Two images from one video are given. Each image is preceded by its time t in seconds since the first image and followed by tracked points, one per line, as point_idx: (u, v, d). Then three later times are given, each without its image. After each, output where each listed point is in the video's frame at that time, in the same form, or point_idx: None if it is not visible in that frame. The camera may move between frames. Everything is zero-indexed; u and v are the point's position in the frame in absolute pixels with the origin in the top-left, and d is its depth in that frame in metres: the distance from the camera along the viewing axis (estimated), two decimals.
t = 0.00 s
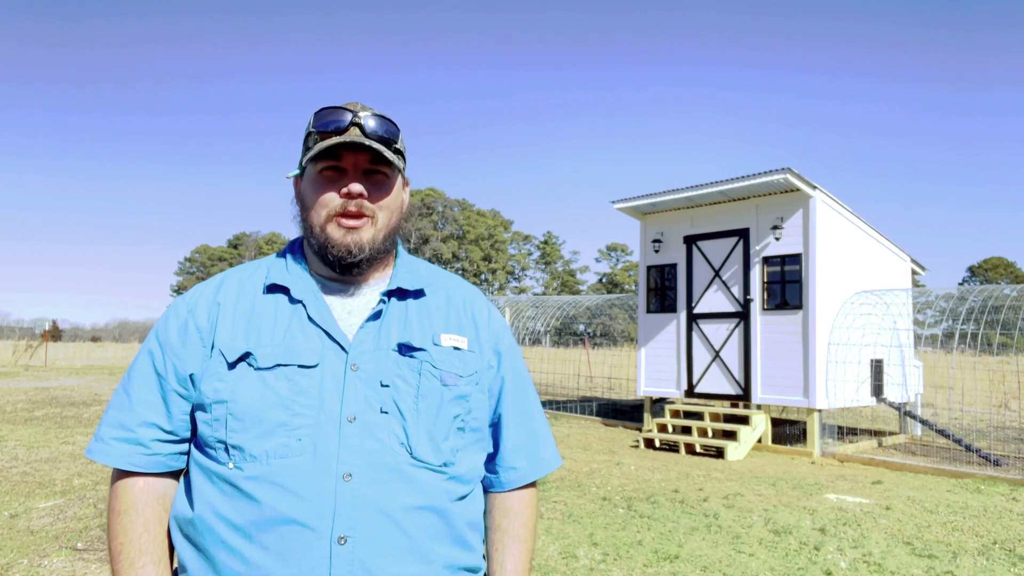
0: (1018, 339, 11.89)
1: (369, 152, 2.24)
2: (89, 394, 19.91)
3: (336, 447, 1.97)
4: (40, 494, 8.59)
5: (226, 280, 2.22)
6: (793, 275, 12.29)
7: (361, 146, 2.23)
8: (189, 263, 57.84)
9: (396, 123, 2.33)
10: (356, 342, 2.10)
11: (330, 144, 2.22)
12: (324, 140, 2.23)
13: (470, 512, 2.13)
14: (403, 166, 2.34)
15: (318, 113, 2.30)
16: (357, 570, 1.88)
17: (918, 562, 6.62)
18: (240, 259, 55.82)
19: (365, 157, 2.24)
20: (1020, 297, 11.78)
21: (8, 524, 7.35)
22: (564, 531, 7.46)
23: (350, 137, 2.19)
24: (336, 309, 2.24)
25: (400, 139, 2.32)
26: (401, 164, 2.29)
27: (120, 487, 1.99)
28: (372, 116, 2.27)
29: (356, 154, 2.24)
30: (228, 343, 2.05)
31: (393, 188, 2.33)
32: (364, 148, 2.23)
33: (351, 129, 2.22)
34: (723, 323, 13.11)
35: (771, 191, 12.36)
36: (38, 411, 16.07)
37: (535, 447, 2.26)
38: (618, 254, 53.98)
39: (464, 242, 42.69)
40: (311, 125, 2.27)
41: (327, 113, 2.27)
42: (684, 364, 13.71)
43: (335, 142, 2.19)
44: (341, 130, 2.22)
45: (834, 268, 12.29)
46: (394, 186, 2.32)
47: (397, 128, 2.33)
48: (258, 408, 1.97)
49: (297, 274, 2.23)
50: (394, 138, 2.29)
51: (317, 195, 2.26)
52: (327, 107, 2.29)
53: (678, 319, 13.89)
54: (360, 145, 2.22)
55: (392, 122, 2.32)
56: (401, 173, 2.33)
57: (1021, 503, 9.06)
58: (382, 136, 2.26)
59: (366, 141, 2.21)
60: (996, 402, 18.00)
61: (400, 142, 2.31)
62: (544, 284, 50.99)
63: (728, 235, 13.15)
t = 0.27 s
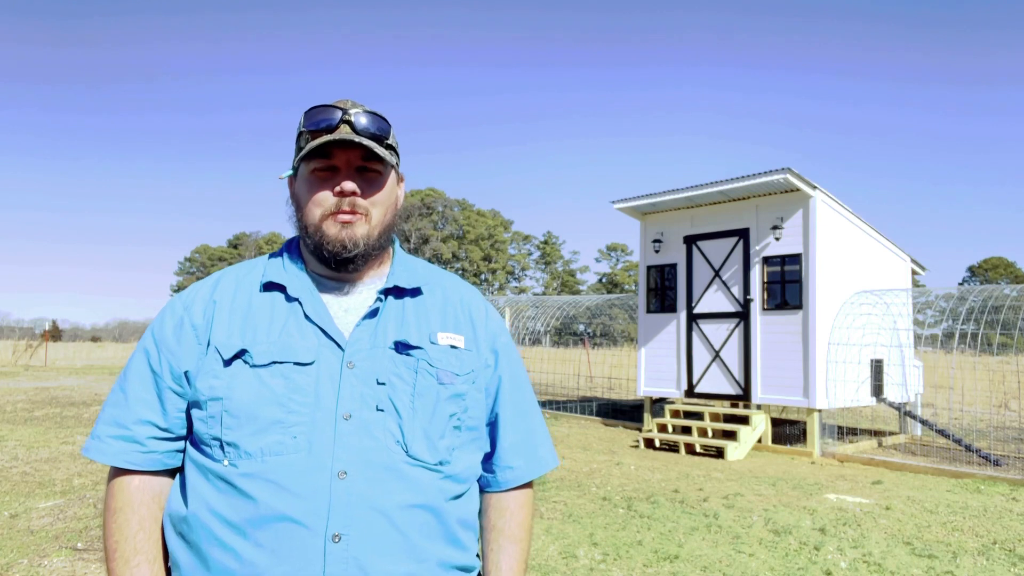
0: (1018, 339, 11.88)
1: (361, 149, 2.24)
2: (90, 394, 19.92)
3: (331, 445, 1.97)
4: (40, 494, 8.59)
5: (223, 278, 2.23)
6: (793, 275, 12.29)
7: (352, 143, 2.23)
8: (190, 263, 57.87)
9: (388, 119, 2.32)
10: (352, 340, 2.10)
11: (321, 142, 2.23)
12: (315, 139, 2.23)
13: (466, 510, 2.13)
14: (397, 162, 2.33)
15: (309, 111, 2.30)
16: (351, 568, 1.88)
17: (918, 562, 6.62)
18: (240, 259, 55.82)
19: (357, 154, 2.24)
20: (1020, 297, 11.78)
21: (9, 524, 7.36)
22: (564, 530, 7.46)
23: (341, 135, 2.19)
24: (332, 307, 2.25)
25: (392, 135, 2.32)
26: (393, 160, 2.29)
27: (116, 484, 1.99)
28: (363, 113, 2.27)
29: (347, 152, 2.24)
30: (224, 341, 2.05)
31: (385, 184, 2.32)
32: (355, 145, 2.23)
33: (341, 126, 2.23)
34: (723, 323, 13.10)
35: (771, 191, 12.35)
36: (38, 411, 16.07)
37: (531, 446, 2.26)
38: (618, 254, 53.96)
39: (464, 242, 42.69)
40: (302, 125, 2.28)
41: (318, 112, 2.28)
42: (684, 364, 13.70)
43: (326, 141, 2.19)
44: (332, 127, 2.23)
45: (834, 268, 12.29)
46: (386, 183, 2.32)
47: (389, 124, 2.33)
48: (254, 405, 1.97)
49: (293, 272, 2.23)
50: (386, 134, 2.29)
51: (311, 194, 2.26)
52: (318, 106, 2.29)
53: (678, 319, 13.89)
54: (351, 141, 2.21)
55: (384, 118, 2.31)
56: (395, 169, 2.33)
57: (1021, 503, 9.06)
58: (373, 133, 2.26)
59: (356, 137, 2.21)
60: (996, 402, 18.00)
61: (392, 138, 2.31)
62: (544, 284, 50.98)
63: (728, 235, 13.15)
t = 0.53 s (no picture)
0: (1018, 339, 11.88)
1: (357, 150, 2.24)
2: (89, 394, 19.91)
3: (333, 445, 1.97)
4: (41, 494, 8.59)
5: (224, 278, 2.23)
6: (793, 275, 12.29)
7: (348, 144, 2.23)
8: (190, 263, 57.87)
9: (384, 118, 2.32)
10: (353, 340, 2.10)
11: (317, 144, 2.22)
12: (311, 140, 2.23)
13: (466, 511, 2.13)
14: (393, 161, 2.33)
15: (304, 114, 2.30)
16: (351, 569, 1.88)
17: (918, 563, 6.62)
18: (240, 259, 55.81)
19: (353, 155, 2.24)
20: (1020, 297, 11.79)
21: (9, 524, 7.36)
22: (564, 530, 7.46)
23: (336, 135, 2.19)
24: (334, 307, 2.25)
25: (387, 134, 2.32)
26: (390, 159, 2.29)
27: (116, 484, 1.99)
28: (359, 113, 2.27)
29: (344, 152, 2.24)
30: (225, 340, 2.05)
31: (383, 183, 2.32)
32: (351, 145, 2.23)
33: (337, 127, 2.23)
34: (723, 323, 13.10)
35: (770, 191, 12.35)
36: (38, 411, 16.06)
37: (532, 447, 2.26)
38: (618, 254, 53.93)
39: (464, 242, 42.70)
40: (298, 127, 2.28)
41: (313, 113, 2.28)
42: (684, 365, 13.71)
43: (321, 142, 2.19)
44: (328, 128, 2.22)
45: (834, 268, 12.29)
46: (384, 182, 2.32)
47: (384, 124, 2.33)
48: (255, 405, 1.97)
49: (294, 273, 2.23)
50: (382, 134, 2.29)
51: (309, 196, 2.26)
52: (312, 108, 2.29)
53: (678, 319, 13.89)
54: (347, 142, 2.21)
55: (379, 118, 2.31)
56: (392, 168, 2.33)
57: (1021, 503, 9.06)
58: (369, 133, 2.26)
59: (352, 138, 2.21)
60: (996, 402, 18.01)
61: (388, 137, 2.31)
62: (545, 284, 50.99)
63: (728, 235, 13.15)
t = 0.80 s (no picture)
0: (1018, 339, 11.88)
1: (363, 152, 2.23)
2: (89, 394, 19.90)
3: (336, 443, 1.97)
4: (41, 494, 8.59)
5: (227, 279, 2.22)
6: (793, 275, 12.29)
7: (354, 146, 2.23)
8: (190, 263, 57.86)
9: (390, 121, 2.32)
10: (356, 340, 2.10)
11: (323, 145, 2.22)
12: (317, 141, 2.22)
13: (470, 510, 2.13)
14: (398, 164, 2.33)
15: (310, 114, 2.30)
16: (356, 567, 1.88)
17: (917, 563, 6.62)
18: (240, 259, 55.79)
19: (359, 157, 2.24)
20: (1020, 297, 11.79)
21: (9, 524, 7.35)
22: (564, 530, 7.46)
23: (343, 137, 2.19)
24: (337, 308, 2.24)
25: (394, 136, 2.32)
26: (395, 162, 2.29)
27: (119, 485, 1.99)
28: (365, 114, 2.26)
29: (350, 154, 2.23)
30: (227, 340, 2.05)
31: (388, 186, 2.32)
32: (357, 147, 2.23)
33: (343, 129, 2.22)
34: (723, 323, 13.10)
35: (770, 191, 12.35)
36: (38, 411, 16.05)
37: (534, 447, 2.26)
38: (618, 254, 53.92)
39: (464, 242, 42.70)
40: (304, 128, 2.27)
41: (320, 114, 2.27)
42: (684, 365, 13.71)
43: (328, 144, 2.19)
44: (334, 130, 2.22)
45: (834, 268, 12.29)
46: (389, 184, 2.31)
47: (390, 125, 2.32)
48: (258, 404, 1.97)
49: (297, 273, 2.22)
50: (388, 136, 2.29)
51: (314, 197, 2.26)
52: (319, 108, 2.29)
53: (678, 319, 13.89)
54: (353, 145, 2.21)
55: (386, 120, 2.31)
56: (397, 170, 2.32)
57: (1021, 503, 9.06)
58: (375, 135, 2.25)
59: (358, 140, 2.20)
60: (995, 402, 18.02)
61: (394, 139, 2.31)
62: (544, 284, 50.99)
63: (729, 235, 13.15)
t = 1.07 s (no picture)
0: (1018, 339, 11.88)
1: (368, 154, 2.23)
2: (89, 394, 19.91)
3: (341, 441, 1.97)
4: (41, 494, 8.58)
5: (228, 280, 2.22)
6: (793, 275, 12.29)
7: (359, 148, 2.23)
8: (189, 263, 57.82)
9: (396, 123, 2.32)
10: (359, 339, 2.10)
11: (329, 146, 2.22)
12: (322, 142, 2.22)
13: (473, 509, 2.13)
14: (403, 166, 2.33)
15: (316, 115, 2.29)
16: (361, 564, 1.88)
17: (917, 563, 6.62)
18: (240, 259, 55.78)
19: (364, 159, 2.24)
20: (1020, 297, 11.80)
21: (9, 524, 7.35)
22: (564, 530, 7.46)
23: (349, 139, 2.19)
24: (339, 308, 2.24)
25: (399, 139, 2.32)
26: (400, 164, 2.29)
27: (120, 487, 1.99)
28: (371, 117, 2.26)
29: (355, 156, 2.23)
30: (230, 340, 2.05)
31: (392, 188, 2.32)
32: (363, 149, 2.23)
33: (349, 131, 2.22)
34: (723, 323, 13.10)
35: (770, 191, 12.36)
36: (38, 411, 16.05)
37: (537, 446, 2.26)
38: (618, 254, 53.90)
39: (464, 242, 42.70)
40: (309, 128, 2.27)
41: (325, 115, 2.27)
42: (684, 365, 13.71)
43: (334, 145, 2.19)
44: (340, 132, 2.22)
45: (834, 268, 12.29)
46: (393, 187, 2.32)
47: (396, 128, 2.32)
48: (262, 403, 1.97)
49: (299, 274, 2.22)
50: (393, 139, 2.28)
51: (318, 198, 2.26)
52: (325, 109, 2.28)
53: (678, 319, 13.89)
54: (359, 147, 2.21)
55: (391, 122, 2.31)
56: (401, 173, 2.33)
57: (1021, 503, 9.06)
58: (381, 137, 2.25)
59: (364, 142, 2.21)
60: (996, 402, 18.02)
61: (399, 142, 2.31)
62: (544, 284, 50.99)
63: (729, 235, 13.15)
